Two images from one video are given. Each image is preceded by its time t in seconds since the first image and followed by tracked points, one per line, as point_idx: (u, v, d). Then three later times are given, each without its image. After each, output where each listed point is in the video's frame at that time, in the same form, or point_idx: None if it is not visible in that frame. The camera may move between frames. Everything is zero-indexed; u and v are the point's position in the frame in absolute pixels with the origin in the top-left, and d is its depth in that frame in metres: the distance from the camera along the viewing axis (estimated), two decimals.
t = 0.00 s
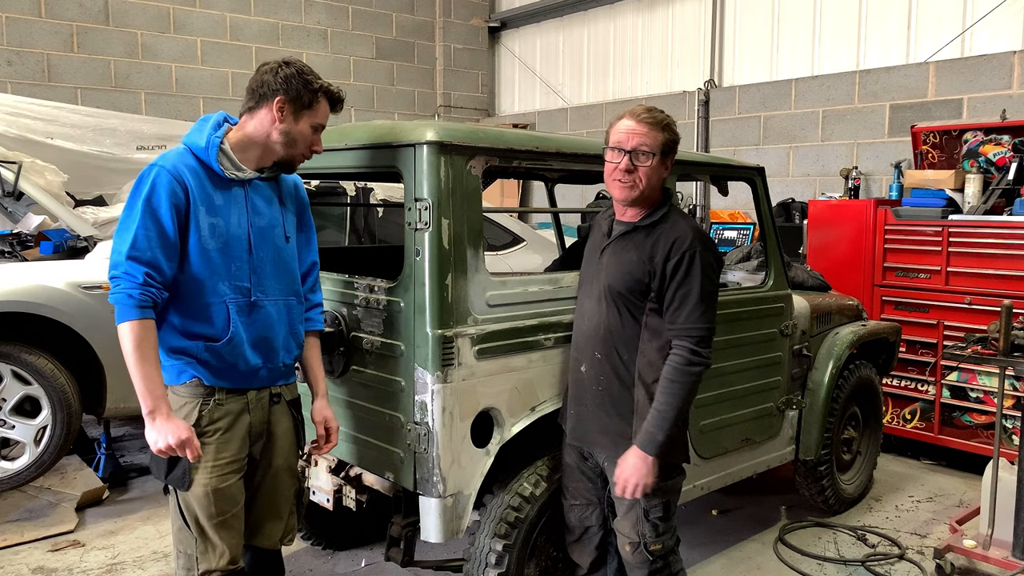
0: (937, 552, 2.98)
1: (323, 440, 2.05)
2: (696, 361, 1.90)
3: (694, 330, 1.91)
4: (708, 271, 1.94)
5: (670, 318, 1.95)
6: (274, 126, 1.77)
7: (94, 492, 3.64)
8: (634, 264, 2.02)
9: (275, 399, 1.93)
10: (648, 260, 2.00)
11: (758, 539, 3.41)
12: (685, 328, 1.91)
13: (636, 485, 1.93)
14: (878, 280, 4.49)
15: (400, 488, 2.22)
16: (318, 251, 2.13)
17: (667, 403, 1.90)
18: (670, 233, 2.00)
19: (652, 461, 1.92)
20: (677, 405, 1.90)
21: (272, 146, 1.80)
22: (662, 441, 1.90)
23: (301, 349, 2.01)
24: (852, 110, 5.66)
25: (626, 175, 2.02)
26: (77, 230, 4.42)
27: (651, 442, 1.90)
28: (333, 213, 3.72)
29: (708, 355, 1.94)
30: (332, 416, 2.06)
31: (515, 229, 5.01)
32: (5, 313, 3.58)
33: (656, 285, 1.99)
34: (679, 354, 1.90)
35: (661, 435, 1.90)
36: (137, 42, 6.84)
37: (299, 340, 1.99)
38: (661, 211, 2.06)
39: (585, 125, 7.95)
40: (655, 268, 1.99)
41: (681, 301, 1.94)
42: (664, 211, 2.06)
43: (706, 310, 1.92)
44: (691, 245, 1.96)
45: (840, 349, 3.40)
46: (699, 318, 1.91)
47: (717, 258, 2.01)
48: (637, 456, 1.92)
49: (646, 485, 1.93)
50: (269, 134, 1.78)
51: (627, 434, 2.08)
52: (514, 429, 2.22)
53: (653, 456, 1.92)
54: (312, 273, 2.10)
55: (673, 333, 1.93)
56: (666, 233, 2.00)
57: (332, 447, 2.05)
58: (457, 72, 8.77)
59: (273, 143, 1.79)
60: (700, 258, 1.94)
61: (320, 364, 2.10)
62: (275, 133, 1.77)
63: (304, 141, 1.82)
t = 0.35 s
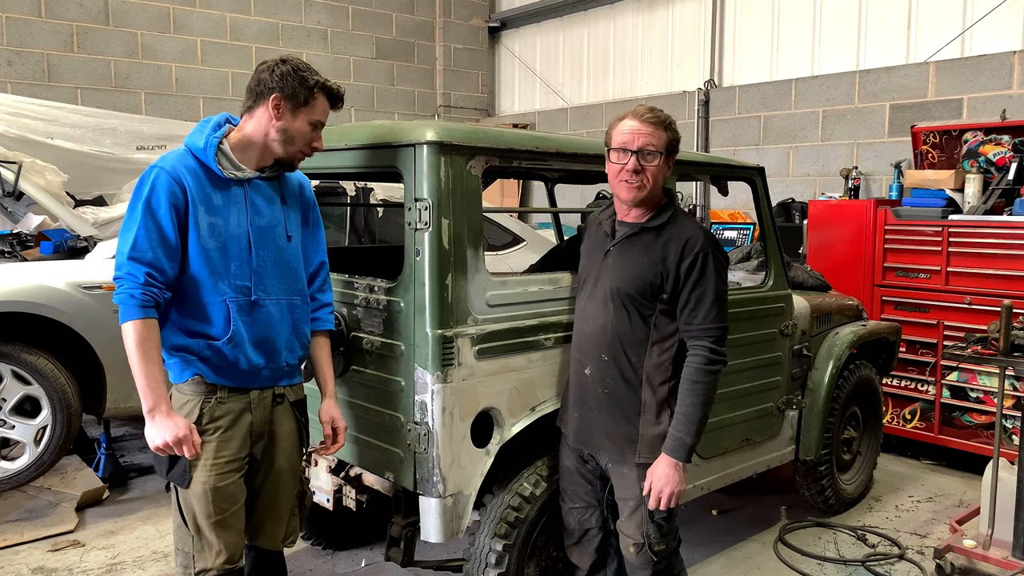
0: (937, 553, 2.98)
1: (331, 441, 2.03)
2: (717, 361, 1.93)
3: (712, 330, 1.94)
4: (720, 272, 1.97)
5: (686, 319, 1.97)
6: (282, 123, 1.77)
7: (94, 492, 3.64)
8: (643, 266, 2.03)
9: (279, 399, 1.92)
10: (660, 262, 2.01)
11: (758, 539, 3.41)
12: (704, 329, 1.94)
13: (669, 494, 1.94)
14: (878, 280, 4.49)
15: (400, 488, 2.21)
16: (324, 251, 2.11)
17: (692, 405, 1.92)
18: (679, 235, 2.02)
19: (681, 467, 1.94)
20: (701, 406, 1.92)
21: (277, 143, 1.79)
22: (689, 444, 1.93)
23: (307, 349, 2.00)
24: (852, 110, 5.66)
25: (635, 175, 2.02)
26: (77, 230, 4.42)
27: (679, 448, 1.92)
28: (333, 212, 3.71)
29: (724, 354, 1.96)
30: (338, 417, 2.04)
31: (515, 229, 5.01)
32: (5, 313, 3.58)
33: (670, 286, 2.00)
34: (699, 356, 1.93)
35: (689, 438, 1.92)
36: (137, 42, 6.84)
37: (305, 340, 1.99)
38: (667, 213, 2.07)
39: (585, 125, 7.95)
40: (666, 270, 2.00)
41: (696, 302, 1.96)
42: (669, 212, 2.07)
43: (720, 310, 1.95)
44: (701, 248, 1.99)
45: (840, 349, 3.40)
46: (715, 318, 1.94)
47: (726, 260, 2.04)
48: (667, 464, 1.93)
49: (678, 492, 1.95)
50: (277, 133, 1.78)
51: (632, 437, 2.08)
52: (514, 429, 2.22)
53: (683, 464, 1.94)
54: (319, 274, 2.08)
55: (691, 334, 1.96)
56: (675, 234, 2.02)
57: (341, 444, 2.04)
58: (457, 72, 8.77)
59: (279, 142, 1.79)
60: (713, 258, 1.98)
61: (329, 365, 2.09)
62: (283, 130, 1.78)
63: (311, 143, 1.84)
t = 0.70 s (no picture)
0: (937, 552, 2.98)
1: (327, 446, 2.03)
2: (710, 360, 1.93)
3: (707, 328, 1.94)
4: (717, 272, 1.97)
5: (682, 317, 1.97)
6: (253, 111, 1.77)
7: (95, 492, 3.64)
8: (641, 264, 2.03)
9: (280, 399, 1.91)
10: (658, 260, 2.01)
11: (758, 539, 3.41)
12: (698, 327, 1.94)
13: (651, 487, 1.94)
14: (878, 280, 4.49)
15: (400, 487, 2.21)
16: (332, 253, 2.10)
17: (681, 401, 1.92)
18: (678, 233, 2.02)
19: (664, 463, 1.94)
20: (691, 403, 1.92)
21: (252, 132, 1.78)
22: (677, 440, 1.93)
23: (309, 351, 2.00)
24: (852, 110, 5.66)
25: (625, 176, 2.02)
26: (77, 230, 4.43)
27: (665, 443, 1.92)
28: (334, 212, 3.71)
29: (718, 354, 1.96)
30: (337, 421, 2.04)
31: (515, 229, 5.01)
32: (5, 313, 3.58)
33: (666, 284, 2.00)
34: (692, 354, 1.93)
35: (676, 434, 1.92)
36: (137, 42, 6.84)
37: (309, 340, 1.99)
38: (666, 212, 2.07)
39: (585, 125, 7.95)
40: (664, 268, 2.00)
41: (692, 299, 1.96)
42: (668, 211, 2.07)
43: (716, 308, 1.95)
44: (697, 245, 1.99)
45: (840, 349, 3.40)
46: (711, 316, 1.94)
47: (723, 260, 2.03)
48: (651, 458, 1.94)
49: (660, 487, 1.94)
50: (252, 123, 1.77)
51: (632, 436, 2.09)
52: (514, 429, 2.22)
53: (666, 457, 1.93)
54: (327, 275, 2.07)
55: (686, 332, 1.96)
56: (673, 233, 2.02)
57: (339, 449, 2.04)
58: (457, 72, 8.77)
59: (256, 131, 1.78)
60: (709, 257, 1.98)
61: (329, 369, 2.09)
62: (256, 118, 1.77)
63: (284, 122, 1.76)
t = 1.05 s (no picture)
0: (937, 553, 2.98)
1: (323, 448, 2.02)
2: (710, 360, 1.93)
3: (706, 329, 1.94)
4: (717, 273, 1.98)
5: (681, 317, 1.97)
6: (243, 110, 1.78)
7: (95, 492, 3.64)
8: (641, 265, 2.03)
9: (277, 402, 1.91)
10: (657, 260, 2.01)
11: (758, 539, 3.41)
12: (697, 327, 1.94)
13: (649, 486, 1.94)
14: (878, 280, 4.49)
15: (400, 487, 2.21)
16: (335, 255, 2.10)
17: (681, 401, 1.92)
18: (676, 234, 2.02)
19: (663, 461, 1.94)
20: (690, 402, 1.92)
21: (244, 131, 1.79)
22: (675, 439, 1.93)
23: (309, 351, 2.00)
24: (852, 110, 5.66)
25: (627, 176, 2.02)
26: (77, 230, 4.43)
27: (664, 442, 1.92)
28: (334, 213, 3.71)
29: (717, 355, 1.96)
30: (333, 424, 2.03)
31: (515, 229, 5.01)
32: (5, 313, 3.58)
33: (666, 285, 2.00)
34: (691, 354, 1.93)
35: (675, 434, 1.92)
36: (137, 42, 6.84)
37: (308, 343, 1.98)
38: (664, 212, 2.07)
39: (585, 125, 7.95)
40: (663, 269, 2.00)
41: (691, 300, 1.96)
42: (666, 212, 2.07)
43: (714, 309, 1.96)
44: (697, 244, 1.99)
45: (840, 349, 3.40)
46: (709, 316, 1.94)
47: (722, 261, 2.03)
48: (650, 456, 1.94)
49: (658, 485, 1.94)
50: (243, 122, 1.78)
51: (632, 436, 2.09)
52: (514, 429, 2.23)
53: (664, 457, 1.94)
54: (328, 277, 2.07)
55: (685, 332, 1.96)
56: (671, 234, 2.02)
57: (332, 453, 2.03)
58: (458, 72, 8.77)
59: (247, 129, 1.79)
60: (708, 258, 1.98)
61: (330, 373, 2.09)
62: (245, 116, 1.78)
63: (271, 117, 1.75)
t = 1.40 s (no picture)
0: (937, 553, 2.98)
1: (334, 448, 2.02)
2: (708, 363, 1.92)
3: (705, 332, 1.92)
4: (714, 275, 1.96)
5: (679, 320, 1.96)
6: (224, 105, 1.77)
7: (95, 492, 3.64)
8: (639, 266, 2.03)
9: (278, 411, 1.91)
10: (654, 262, 2.01)
11: (758, 539, 3.41)
12: (695, 331, 1.93)
13: (656, 493, 1.94)
14: (878, 280, 4.49)
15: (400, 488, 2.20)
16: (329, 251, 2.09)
17: (681, 406, 1.92)
18: (674, 235, 2.01)
19: (670, 467, 1.93)
20: (691, 407, 1.92)
21: (227, 126, 1.77)
22: (679, 445, 1.92)
23: (308, 354, 2.00)
24: (852, 110, 5.66)
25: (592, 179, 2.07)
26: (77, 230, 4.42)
27: (668, 448, 1.92)
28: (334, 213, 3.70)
29: (716, 358, 1.95)
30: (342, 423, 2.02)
31: (515, 229, 5.02)
32: (4, 313, 3.58)
33: (663, 287, 2.00)
34: (689, 357, 1.92)
35: (678, 439, 1.92)
36: (137, 42, 6.84)
37: (305, 344, 1.98)
38: (664, 213, 2.06)
39: (585, 125, 7.95)
40: (661, 270, 2.00)
41: (690, 303, 1.95)
42: (666, 213, 2.05)
43: (715, 311, 1.94)
44: (697, 247, 1.97)
45: (840, 349, 3.40)
46: (710, 320, 1.93)
47: (722, 263, 2.02)
48: (655, 463, 1.93)
49: (666, 492, 1.94)
50: (226, 117, 1.77)
51: (630, 435, 2.09)
52: (514, 430, 2.23)
53: (671, 463, 1.93)
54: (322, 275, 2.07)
55: (685, 335, 1.95)
56: (670, 234, 2.01)
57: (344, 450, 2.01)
58: (458, 72, 8.77)
59: (230, 124, 1.77)
60: (707, 260, 1.96)
61: (332, 368, 2.09)
62: (227, 111, 1.77)
63: (252, 108, 1.74)
